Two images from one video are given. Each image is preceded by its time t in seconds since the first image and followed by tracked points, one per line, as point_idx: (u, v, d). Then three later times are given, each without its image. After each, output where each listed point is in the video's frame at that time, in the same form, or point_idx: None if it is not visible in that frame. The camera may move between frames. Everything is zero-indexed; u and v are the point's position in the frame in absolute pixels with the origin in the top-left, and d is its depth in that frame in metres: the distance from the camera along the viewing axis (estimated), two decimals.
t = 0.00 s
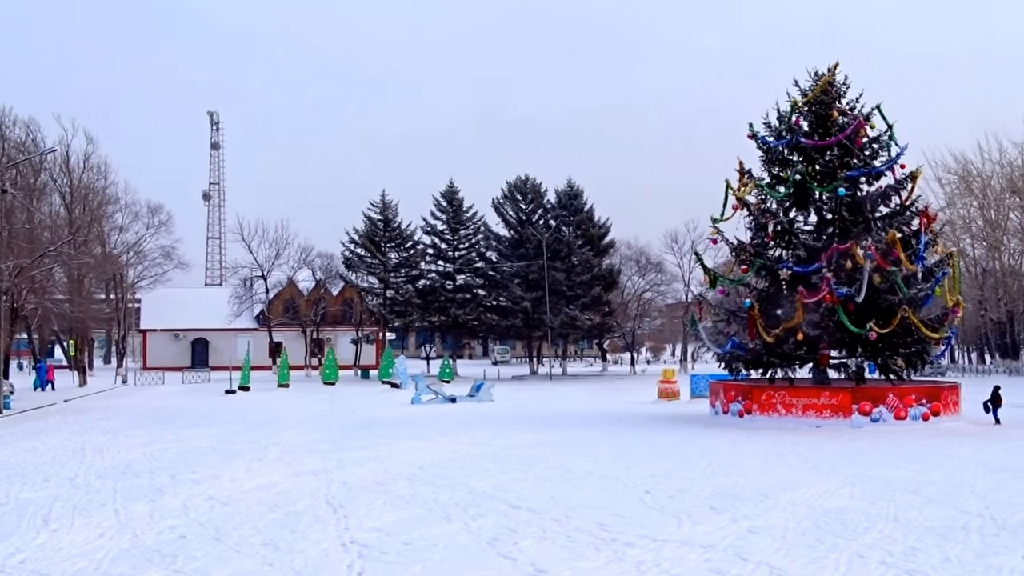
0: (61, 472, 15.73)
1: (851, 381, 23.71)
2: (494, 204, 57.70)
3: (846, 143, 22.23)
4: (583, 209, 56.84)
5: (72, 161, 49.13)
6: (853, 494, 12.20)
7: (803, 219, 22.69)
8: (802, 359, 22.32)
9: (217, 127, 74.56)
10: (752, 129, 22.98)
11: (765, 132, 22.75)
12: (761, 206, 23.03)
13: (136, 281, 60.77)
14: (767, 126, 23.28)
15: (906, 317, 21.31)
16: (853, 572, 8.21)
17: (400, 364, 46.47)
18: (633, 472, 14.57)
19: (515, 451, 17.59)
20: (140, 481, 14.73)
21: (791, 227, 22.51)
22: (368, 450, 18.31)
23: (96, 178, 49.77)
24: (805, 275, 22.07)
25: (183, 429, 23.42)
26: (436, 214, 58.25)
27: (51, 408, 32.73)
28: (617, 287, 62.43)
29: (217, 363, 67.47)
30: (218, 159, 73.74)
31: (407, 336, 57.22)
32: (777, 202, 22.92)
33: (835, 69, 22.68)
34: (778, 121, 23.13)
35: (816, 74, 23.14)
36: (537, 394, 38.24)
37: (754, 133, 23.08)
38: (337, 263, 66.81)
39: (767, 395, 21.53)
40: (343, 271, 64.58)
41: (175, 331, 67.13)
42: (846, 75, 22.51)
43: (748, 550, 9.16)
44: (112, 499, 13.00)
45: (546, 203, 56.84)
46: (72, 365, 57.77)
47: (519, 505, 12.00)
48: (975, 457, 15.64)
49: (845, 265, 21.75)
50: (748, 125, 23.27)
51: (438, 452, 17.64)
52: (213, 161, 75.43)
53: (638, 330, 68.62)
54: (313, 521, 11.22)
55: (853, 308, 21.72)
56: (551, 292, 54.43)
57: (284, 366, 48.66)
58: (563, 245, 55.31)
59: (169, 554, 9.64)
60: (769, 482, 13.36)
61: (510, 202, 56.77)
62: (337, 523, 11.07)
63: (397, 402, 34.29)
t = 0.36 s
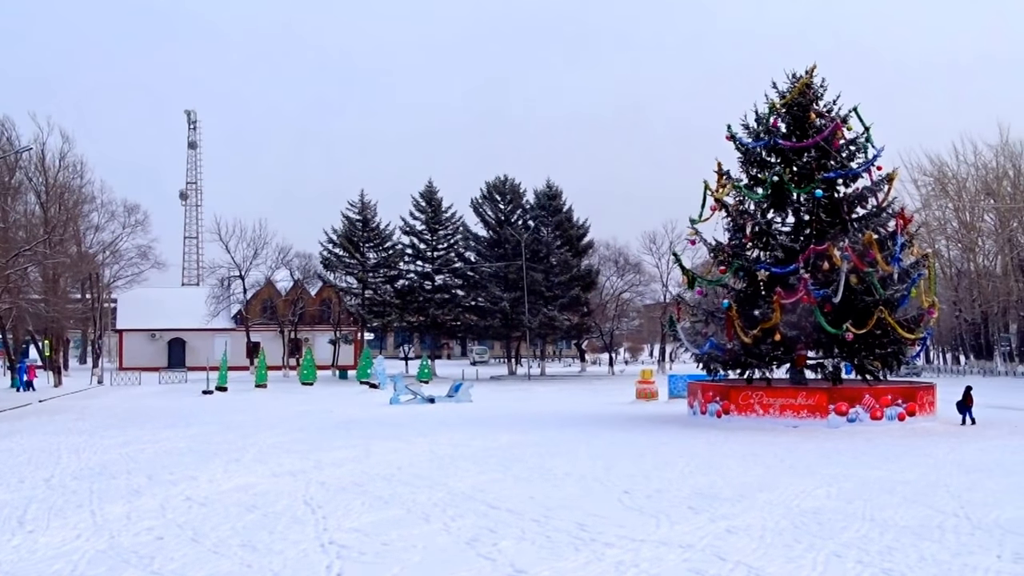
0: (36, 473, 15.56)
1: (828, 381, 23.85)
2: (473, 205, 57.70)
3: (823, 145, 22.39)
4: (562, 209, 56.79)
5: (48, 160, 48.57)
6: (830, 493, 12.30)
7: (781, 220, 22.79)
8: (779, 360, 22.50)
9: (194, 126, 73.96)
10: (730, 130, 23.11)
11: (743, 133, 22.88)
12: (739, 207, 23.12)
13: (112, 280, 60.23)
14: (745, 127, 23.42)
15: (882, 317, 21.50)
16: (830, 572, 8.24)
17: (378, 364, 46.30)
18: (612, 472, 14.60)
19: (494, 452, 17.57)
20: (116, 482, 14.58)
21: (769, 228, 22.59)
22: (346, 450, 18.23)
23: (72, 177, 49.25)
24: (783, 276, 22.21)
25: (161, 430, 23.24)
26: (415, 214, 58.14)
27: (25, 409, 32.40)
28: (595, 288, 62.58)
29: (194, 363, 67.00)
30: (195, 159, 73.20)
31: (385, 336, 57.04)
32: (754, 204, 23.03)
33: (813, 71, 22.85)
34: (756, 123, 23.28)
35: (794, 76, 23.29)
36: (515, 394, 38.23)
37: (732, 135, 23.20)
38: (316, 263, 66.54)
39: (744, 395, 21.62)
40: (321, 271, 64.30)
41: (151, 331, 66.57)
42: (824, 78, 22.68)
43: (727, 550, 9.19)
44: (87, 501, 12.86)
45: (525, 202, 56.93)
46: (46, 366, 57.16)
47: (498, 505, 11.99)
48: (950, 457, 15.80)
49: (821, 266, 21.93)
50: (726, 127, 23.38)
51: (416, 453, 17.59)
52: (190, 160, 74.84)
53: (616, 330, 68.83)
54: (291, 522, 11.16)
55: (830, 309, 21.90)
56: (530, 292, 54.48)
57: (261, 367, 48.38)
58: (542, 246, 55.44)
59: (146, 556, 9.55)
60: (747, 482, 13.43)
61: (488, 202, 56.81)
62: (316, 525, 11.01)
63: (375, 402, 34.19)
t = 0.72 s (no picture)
0: (11, 475, 15.40)
1: (805, 382, 23.99)
2: (452, 205, 57.65)
3: (801, 146, 22.54)
4: (541, 210, 56.80)
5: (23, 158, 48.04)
6: (807, 493, 12.38)
7: (759, 221, 22.90)
8: (756, 360, 22.63)
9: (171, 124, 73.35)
10: (709, 131, 23.21)
11: (721, 134, 23.00)
12: (717, 208, 23.23)
13: (88, 280, 59.68)
14: (723, 129, 23.55)
15: (859, 318, 21.70)
16: (807, 572, 8.27)
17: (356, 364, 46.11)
18: (591, 472, 14.63)
19: (473, 452, 17.56)
20: (92, 483, 14.44)
21: (747, 229, 22.67)
22: (325, 451, 18.15)
23: (47, 175, 48.73)
24: (761, 277, 22.34)
25: (137, 430, 23.05)
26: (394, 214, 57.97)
27: None
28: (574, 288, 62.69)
29: (170, 363, 66.47)
30: (172, 157, 72.58)
31: (364, 336, 56.83)
32: (732, 205, 23.13)
33: (791, 73, 23.01)
34: (734, 124, 23.40)
35: (772, 78, 23.44)
36: (493, 395, 38.22)
37: (711, 136, 23.31)
38: (294, 263, 66.22)
39: (722, 395, 21.75)
40: (299, 271, 63.99)
41: (127, 331, 66.00)
42: (802, 79, 22.84)
43: (706, 549, 9.23)
44: (62, 502, 12.73)
45: (504, 203, 56.90)
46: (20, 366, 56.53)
47: (477, 505, 12.00)
48: (925, 456, 15.95)
49: (799, 267, 22.11)
50: (705, 128, 23.49)
51: (395, 453, 17.55)
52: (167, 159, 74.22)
53: (595, 331, 68.96)
54: (270, 523, 11.09)
55: (808, 309, 22.06)
56: (508, 293, 54.50)
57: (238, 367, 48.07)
58: (520, 246, 55.48)
59: (123, 557, 9.46)
60: (725, 481, 13.50)
61: (467, 202, 56.81)
62: (294, 525, 10.94)
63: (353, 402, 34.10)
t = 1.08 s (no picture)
0: None
1: (782, 382, 24.12)
2: (430, 205, 57.57)
3: (778, 148, 22.67)
4: (519, 210, 56.80)
5: None
6: (785, 493, 12.44)
7: (737, 222, 23.01)
8: (734, 360, 22.73)
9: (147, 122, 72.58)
10: (687, 132, 23.32)
11: (700, 136, 23.10)
12: (696, 208, 23.32)
13: (63, 280, 59.07)
14: (702, 130, 23.65)
15: (836, 318, 21.89)
16: (785, 572, 8.30)
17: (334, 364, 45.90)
18: (569, 472, 14.64)
19: (452, 452, 17.53)
20: (68, 484, 14.28)
21: (725, 230, 22.76)
22: (303, 451, 18.04)
23: (22, 174, 48.18)
24: (739, 278, 22.45)
25: (112, 430, 22.85)
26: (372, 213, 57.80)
27: None
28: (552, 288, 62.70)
29: (147, 363, 65.88)
30: (149, 156, 71.97)
31: (342, 336, 56.60)
32: (711, 206, 23.22)
33: (769, 75, 23.15)
34: (713, 126, 23.53)
35: (750, 80, 23.58)
36: (472, 395, 38.18)
37: (689, 137, 23.41)
38: (272, 262, 65.87)
39: (701, 395, 21.84)
40: (277, 270, 63.63)
41: (103, 331, 65.35)
42: (780, 81, 22.99)
43: (684, 549, 9.26)
44: (37, 503, 12.58)
45: (482, 203, 56.95)
46: None
47: (456, 505, 11.98)
48: (900, 456, 16.10)
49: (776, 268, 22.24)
50: (683, 129, 23.59)
51: (373, 453, 17.48)
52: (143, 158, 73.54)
53: (574, 331, 69.04)
54: (248, 523, 11.03)
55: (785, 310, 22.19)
56: (487, 293, 54.47)
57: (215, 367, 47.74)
58: (499, 246, 55.47)
59: (99, 558, 9.37)
60: (704, 482, 13.55)
61: (446, 202, 56.75)
62: (272, 526, 10.87)
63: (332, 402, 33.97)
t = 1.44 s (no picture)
0: None
1: (760, 382, 24.25)
2: (409, 205, 57.45)
3: (756, 149, 22.80)
4: (498, 210, 56.79)
5: None
6: (762, 493, 12.51)
7: (715, 224, 23.14)
8: (712, 361, 22.83)
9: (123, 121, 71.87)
10: (666, 134, 23.40)
11: (678, 137, 23.20)
12: (674, 209, 23.41)
13: (37, 279, 58.44)
14: (680, 131, 23.75)
15: (813, 319, 22.06)
16: (763, 572, 8.34)
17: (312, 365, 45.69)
18: (548, 472, 14.66)
19: (431, 452, 17.50)
20: (43, 485, 14.12)
21: (703, 231, 22.87)
22: (281, 452, 17.94)
23: None
24: (717, 279, 22.56)
25: (88, 431, 22.62)
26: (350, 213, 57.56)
27: None
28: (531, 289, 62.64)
29: (123, 364, 65.27)
30: (125, 155, 71.35)
31: (320, 336, 56.34)
32: (689, 207, 23.32)
33: (747, 76, 23.29)
34: (691, 127, 23.63)
35: (729, 81, 23.71)
36: (451, 395, 38.15)
37: (668, 138, 23.49)
38: (249, 262, 65.50)
39: (679, 396, 21.92)
40: (254, 270, 63.26)
41: (78, 331, 64.67)
42: (757, 83, 23.13)
43: (663, 549, 9.30)
44: (11, 505, 12.43)
45: (461, 203, 56.83)
46: None
47: (435, 506, 11.96)
48: (876, 455, 16.25)
49: (754, 268, 22.32)
50: (662, 130, 23.68)
51: (352, 454, 17.42)
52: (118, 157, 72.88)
53: (553, 331, 69.13)
54: (226, 524, 10.96)
55: (763, 311, 22.30)
56: (466, 293, 54.32)
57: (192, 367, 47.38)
58: (478, 246, 55.45)
59: (75, 561, 9.27)
60: (682, 482, 13.61)
61: (425, 202, 56.63)
62: (250, 527, 10.81)
63: (310, 403, 33.85)
